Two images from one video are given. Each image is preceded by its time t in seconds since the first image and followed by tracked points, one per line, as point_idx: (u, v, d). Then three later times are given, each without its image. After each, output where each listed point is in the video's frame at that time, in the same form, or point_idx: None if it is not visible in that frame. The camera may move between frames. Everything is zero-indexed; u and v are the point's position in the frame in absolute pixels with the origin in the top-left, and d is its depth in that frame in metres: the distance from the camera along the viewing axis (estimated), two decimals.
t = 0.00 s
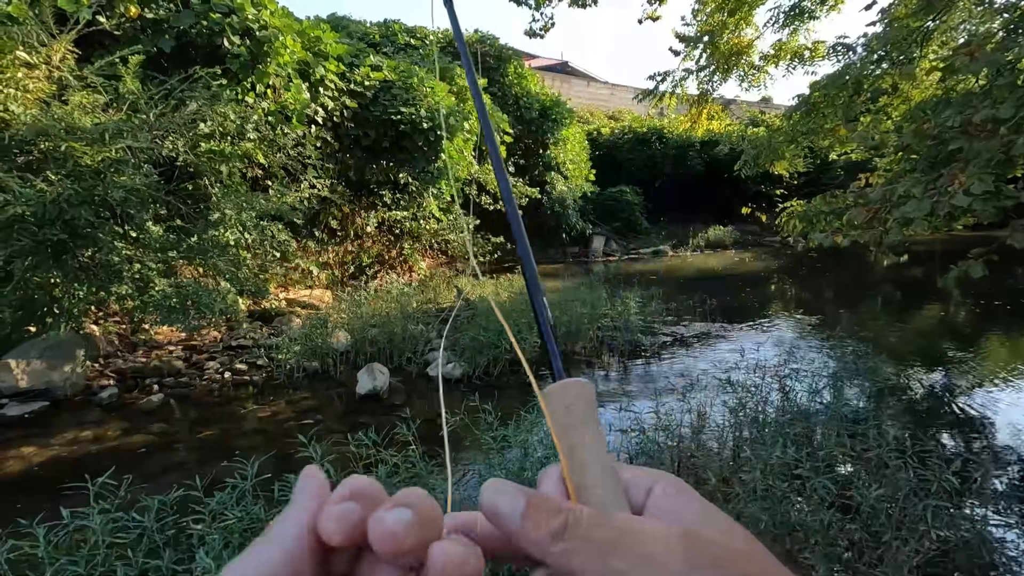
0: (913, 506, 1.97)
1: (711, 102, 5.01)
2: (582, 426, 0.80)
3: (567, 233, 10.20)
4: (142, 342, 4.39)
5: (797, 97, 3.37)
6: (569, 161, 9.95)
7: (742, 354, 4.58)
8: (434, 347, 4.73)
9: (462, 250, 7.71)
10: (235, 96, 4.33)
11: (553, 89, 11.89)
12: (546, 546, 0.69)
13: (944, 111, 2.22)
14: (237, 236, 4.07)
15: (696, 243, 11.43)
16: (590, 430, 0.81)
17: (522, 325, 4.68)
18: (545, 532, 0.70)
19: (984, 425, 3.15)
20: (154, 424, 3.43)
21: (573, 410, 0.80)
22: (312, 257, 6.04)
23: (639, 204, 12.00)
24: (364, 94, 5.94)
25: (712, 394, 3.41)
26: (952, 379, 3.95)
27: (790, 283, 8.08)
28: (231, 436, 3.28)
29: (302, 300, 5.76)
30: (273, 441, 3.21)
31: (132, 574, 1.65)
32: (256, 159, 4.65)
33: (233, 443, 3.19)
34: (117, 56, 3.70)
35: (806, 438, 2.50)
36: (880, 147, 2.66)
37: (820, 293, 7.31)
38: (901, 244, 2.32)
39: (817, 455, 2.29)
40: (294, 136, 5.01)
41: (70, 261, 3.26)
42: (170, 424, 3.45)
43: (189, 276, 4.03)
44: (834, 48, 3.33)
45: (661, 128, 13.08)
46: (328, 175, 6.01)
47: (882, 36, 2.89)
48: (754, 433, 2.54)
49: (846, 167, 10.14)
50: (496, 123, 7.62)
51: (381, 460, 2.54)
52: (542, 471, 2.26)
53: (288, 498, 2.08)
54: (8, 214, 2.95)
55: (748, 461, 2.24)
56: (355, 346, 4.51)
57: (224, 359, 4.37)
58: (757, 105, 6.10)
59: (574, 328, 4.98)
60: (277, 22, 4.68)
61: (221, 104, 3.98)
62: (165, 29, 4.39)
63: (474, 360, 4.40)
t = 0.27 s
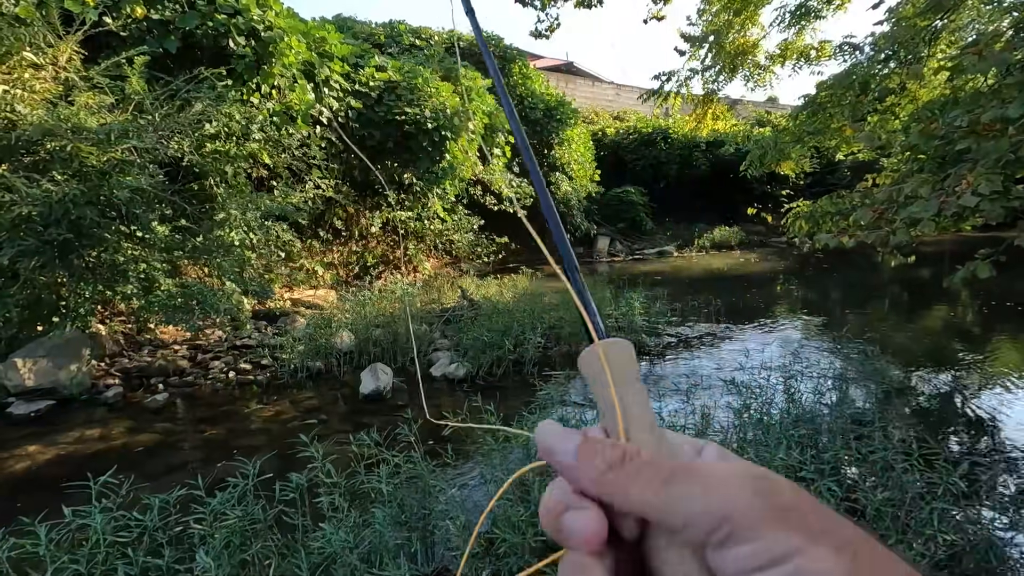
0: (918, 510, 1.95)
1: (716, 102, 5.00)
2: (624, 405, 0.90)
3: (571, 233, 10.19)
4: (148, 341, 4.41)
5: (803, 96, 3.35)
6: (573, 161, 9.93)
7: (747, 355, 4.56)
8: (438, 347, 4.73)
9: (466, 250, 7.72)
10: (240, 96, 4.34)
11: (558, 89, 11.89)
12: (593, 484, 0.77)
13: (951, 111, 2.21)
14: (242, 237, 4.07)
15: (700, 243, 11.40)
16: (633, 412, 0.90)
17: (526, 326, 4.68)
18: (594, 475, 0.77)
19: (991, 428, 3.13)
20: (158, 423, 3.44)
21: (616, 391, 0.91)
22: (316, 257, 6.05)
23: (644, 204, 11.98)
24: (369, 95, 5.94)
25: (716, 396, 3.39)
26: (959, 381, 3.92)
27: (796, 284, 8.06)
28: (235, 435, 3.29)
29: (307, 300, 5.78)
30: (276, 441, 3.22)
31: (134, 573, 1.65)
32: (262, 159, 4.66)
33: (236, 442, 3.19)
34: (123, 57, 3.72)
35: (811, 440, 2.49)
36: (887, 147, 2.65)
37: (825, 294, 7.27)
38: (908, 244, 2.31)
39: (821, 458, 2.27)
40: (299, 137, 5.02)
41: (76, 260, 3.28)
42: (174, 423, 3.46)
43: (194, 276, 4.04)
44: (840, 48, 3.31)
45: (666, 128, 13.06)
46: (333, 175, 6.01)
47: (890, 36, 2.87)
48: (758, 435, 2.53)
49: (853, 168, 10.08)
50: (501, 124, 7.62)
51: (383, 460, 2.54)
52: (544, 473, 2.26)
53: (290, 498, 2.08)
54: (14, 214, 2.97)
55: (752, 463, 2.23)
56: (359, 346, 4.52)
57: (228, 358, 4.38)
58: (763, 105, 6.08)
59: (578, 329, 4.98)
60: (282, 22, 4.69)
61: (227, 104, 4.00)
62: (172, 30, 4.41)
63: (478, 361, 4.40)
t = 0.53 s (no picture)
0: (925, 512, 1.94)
1: (721, 103, 4.99)
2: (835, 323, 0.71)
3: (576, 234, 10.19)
4: (153, 340, 4.43)
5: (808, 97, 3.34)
6: (578, 161, 9.92)
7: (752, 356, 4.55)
8: (442, 348, 4.74)
9: (469, 251, 7.73)
10: (246, 97, 4.36)
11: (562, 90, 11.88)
12: (807, 400, 0.66)
13: (958, 112, 2.20)
14: (247, 237, 4.09)
15: (705, 244, 11.39)
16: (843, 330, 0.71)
17: (530, 326, 4.68)
18: (804, 383, 0.67)
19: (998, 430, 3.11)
20: (163, 422, 3.46)
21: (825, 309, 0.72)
22: (321, 257, 6.06)
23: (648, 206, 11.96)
24: (374, 95, 5.95)
25: (722, 397, 3.39)
26: (965, 383, 3.90)
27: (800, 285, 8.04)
28: (239, 434, 3.30)
29: (311, 300, 5.79)
30: (280, 440, 3.22)
31: (139, 570, 1.66)
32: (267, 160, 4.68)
33: (241, 442, 3.20)
34: (130, 58, 3.74)
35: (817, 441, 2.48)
36: (893, 148, 2.64)
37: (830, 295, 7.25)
38: (914, 245, 2.30)
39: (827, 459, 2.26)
40: (304, 137, 5.03)
41: (82, 259, 3.30)
42: (179, 422, 3.47)
43: (199, 276, 4.06)
44: (846, 48, 3.30)
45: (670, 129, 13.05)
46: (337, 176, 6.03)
47: (896, 36, 2.87)
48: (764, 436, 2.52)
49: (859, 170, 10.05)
50: (505, 124, 7.63)
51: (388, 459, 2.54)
52: (548, 473, 2.25)
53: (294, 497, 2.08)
54: (23, 213, 2.94)
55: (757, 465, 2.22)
56: (363, 346, 4.52)
57: (233, 358, 4.40)
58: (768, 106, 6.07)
59: (582, 329, 4.98)
60: (288, 23, 4.70)
61: (232, 105, 4.01)
62: (178, 31, 4.43)
63: (482, 361, 4.40)
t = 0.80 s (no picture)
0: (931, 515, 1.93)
1: (725, 103, 4.97)
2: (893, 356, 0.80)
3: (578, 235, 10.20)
4: (157, 340, 4.43)
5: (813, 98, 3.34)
6: (580, 162, 9.91)
7: (756, 358, 4.54)
8: (444, 348, 4.73)
9: (472, 251, 7.73)
10: (249, 97, 4.36)
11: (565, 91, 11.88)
12: (860, 423, 0.76)
13: (964, 112, 2.19)
14: (251, 237, 4.09)
15: (708, 245, 11.37)
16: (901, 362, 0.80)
17: (533, 327, 4.67)
18: (858, 412, 0.75)
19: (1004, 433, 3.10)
20: (167, 422, 3.46)
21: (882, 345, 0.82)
22: (324, 258, 6.07)
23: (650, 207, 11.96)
24: (377, 96, 5.95)
25: (725, 398, 3.38)
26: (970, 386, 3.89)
27: (804, 286, 8.02)
28: (243, 434, 3.30)
29: (314, 300, 5.80)
30: (284, 440, 3.22)
31: (144, 571, 1.66)
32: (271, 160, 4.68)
33: (244, 442, 3.20)
34: (134, 58, 3.74)
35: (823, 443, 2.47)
36: (899, 149, 2.63)
37: (834, 297, 7.23)
38: (919, 247, 2.29)
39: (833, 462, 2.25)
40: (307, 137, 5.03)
41: (86, 259, 3.30)
42: (183, 421, 3.47)
43: (203, 276, 4.06)
44: (851, 49, 3.30)
45: (673, 130, 13.04)
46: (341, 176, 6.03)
47: (902, 37, 2.86)
48: (769, 438, 2.51)
49: (862, 170, 10.01)
50: (508, 125, 7.64)
51: (392, 460, 2.54)
52: (553, 474, 2.25)
53: (298, 498, 2.08)
54: (28, 213, 2.98)
55: (763, 468, 2.21)
56: (367, 346, 4.53)
57: (236, 358, 4.40)
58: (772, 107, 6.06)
59: (585, 330, 4.97)
60: (291, 23, 4.71)
61: (236, 105, 4.02)
62: (182, 31, 4.44)
63: (485, 362, 4.40)
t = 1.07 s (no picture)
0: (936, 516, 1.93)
1: (729, 103, 4.96)
2: (855, 353, 0.63)
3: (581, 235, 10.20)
4: (161, 340, 4.45)
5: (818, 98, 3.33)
6: (583, 162, 9.91)
7: (759, 359, 4.53)
8: (447, 348, 4.74)
9: (475, 251, 7.74)
10: (253, 97, 4.37)
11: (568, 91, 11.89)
12: (797, 434, 0.58)
13: (970, 113, 2.19)
14: (255, 237, 4.10)
15: (710, 246, 11.36)
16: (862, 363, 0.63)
17: (536, 327, 4.67)
18: (797, 422, 0.58)
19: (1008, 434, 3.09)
20: (171, 421, 3.47)
21: (842, 336, 0.64)
22: (327, 258, 6.08)
23: (653, 207, 11.95)
24: (380, 96, 5.95)
25: (728, 399, 3.38)
26: (973, 387, 3.89)
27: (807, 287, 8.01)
28: (247, 433, 3.31)
29: (317, 299, 5.80)
30: (288, 439, 3.23)
31: (150, 570, 1.66)
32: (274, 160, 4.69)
33: (248, 441, 3.21)
34: (139, 58, 3.75)
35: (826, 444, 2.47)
36: (903, 150, 2.63)
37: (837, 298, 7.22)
38: (922, 248, 2.29)
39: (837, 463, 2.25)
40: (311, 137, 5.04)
41: (91, 258, 3.32)
42: (187, 420, 3.48)
43: (207, 276, 4.07)
44: (855, 49, 3.30)
45: (676, 130, 13.03)
46: (344, 176, 6.03)
47: (907, 38, 2.86)
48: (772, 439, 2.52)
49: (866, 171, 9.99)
50: (510, 125, 7.66)
51: (395, 459, 2.55)
52: (556, 474, 2.25)
53: (302, 497, 2.08)
54: (34, 212, 3.00)
55: (767, 469, 2.21)
56: (370, 346, 4.53)
57: (240, 357, 4.41)
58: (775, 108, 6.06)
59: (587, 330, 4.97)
60: (295, 23, 4.72)
61: (240, 105, 4.03)
62: (186, 31, 4.45)
63: (488, 362, 4.41)
